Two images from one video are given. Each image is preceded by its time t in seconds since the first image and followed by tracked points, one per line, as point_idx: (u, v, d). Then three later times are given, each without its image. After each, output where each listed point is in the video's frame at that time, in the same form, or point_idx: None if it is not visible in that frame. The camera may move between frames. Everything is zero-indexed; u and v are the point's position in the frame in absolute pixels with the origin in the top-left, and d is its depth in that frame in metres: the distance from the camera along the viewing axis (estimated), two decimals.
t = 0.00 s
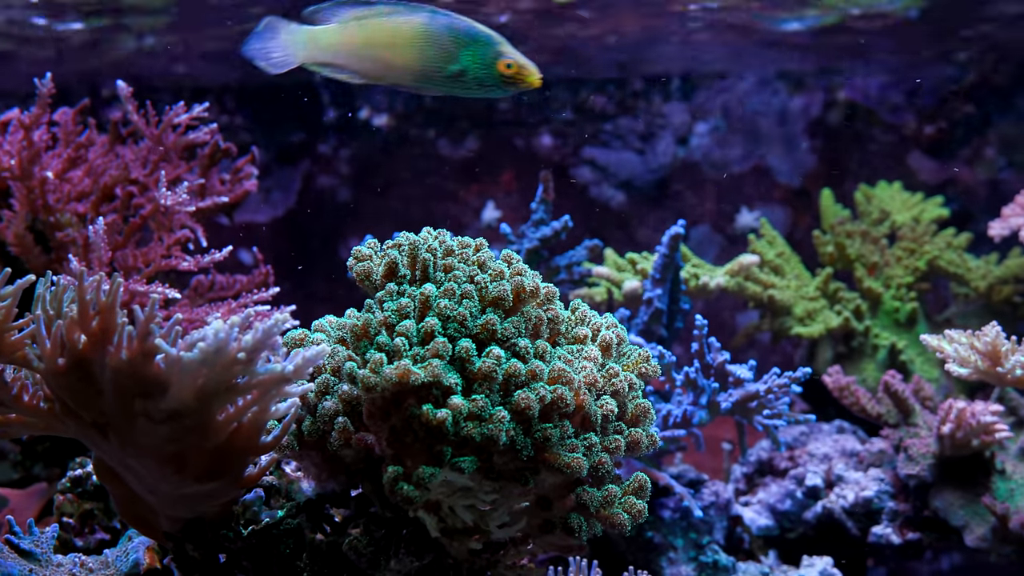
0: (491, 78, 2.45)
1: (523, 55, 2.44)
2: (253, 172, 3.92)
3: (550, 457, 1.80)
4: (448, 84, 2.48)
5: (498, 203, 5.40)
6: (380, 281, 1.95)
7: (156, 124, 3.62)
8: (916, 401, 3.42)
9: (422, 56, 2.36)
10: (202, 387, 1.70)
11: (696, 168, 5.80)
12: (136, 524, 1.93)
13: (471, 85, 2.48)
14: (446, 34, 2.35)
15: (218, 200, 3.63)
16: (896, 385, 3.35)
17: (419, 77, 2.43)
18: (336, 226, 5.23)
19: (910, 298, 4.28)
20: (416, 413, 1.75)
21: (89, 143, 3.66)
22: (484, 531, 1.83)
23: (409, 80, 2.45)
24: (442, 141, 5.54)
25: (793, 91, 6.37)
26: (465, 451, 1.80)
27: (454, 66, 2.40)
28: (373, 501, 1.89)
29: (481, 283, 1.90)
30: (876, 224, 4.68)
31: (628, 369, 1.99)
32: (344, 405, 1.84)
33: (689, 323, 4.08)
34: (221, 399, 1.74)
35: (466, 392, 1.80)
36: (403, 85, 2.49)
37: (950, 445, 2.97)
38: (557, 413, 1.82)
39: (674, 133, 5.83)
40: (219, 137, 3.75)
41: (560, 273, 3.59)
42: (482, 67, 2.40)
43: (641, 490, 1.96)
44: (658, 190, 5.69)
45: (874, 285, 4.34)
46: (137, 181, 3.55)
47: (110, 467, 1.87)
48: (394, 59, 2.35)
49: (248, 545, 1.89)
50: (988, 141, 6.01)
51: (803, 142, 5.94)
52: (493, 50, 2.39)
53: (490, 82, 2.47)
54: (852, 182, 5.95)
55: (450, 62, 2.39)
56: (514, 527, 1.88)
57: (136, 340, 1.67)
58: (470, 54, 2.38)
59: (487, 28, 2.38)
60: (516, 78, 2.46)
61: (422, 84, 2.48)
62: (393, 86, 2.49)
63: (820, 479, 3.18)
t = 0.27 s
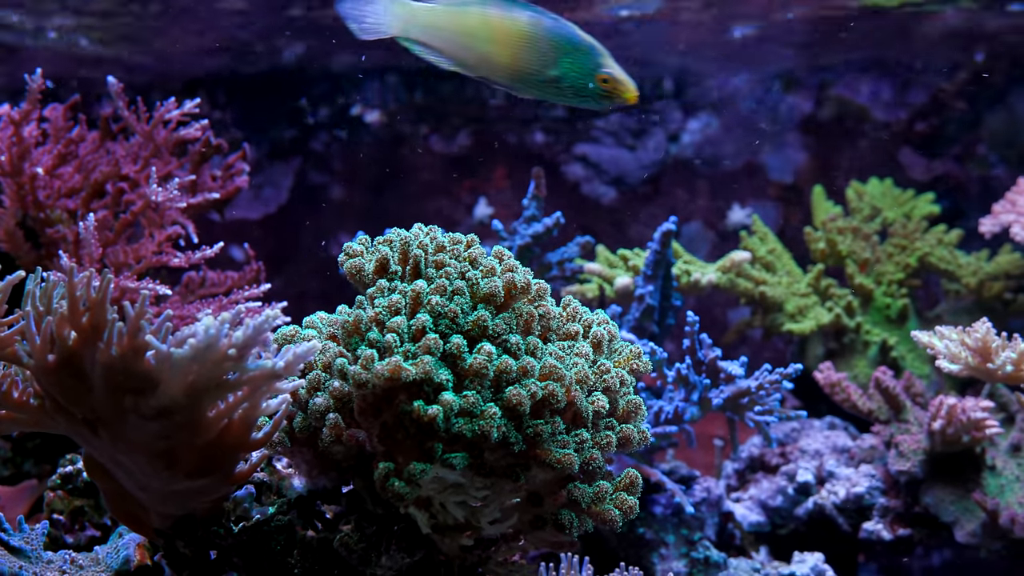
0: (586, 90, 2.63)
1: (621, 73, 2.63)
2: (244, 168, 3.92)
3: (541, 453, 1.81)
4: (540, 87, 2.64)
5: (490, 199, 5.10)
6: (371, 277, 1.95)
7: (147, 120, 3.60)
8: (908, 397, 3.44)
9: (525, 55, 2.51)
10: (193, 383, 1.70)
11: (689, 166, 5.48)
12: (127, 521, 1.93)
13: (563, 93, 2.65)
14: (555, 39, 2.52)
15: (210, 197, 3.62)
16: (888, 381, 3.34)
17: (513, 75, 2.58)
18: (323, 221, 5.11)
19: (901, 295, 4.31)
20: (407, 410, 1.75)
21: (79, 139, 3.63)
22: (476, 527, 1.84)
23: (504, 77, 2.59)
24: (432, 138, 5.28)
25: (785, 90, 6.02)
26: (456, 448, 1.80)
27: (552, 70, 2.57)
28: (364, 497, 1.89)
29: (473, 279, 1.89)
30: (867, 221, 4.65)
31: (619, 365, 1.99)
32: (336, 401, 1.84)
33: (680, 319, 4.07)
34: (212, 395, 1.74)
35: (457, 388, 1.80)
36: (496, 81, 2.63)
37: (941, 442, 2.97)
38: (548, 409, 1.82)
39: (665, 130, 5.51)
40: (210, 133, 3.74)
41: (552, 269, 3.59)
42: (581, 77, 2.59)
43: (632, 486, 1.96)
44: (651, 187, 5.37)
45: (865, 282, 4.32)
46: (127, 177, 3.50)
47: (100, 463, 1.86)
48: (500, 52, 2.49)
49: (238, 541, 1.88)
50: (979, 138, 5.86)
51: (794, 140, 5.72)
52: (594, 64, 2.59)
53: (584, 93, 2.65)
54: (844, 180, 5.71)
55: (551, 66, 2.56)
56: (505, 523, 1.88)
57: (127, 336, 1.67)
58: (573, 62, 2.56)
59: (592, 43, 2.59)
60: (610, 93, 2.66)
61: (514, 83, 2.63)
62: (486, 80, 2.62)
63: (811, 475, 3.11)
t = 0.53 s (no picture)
0: (690, 108, 3.04)
1: (723, 93, 3.02)
2: (234, 165, 3.93)
3: (532, 449, 1.81)
4: (650, 100, 3.02)
5: (482, 195, 5.15)
6: (362, 273, 1.93)
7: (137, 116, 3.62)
8: (898, 394, 3.42)
9: (647, 72, 2.91)
10: (183, 379, 1.69)
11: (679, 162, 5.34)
12: (116, 518, 1.92)
13: (671, 107, 3.04)
14: (671, 59, 2.91)
15: (201, 193, 3.61)
16: (878, 378, 3.33)
17: (626, 89, 2.96)
18: (319, 220, 5.27)
19: (892, 291, 4.21)
20: (398, 405, 1.75)
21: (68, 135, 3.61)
22: (467, 523, 1.83)
23: (618, 91, 2.98)
24: (425, 134, 5.39)
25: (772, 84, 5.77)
26: (447, 444, 1.80)
27: (663, 88, 2.97)
28: (355, 494, 1.89)
29: (464, 275, 1.89)
30: (857, 219, 4.59)
31: (611, 362, 2.00)
32: (327, 397, 1.84)
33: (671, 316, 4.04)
34: (203, 391, 1.73)
35: (448, 384, 1.79)
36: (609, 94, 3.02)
37: (931, 437, 3.00)
38: (540, 405, 1.82)
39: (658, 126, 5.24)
40: (201, 130, 3.73)
41: (543, 266, 3.55)
42: (687, 97, 2.99)
43: (624, 483, 1.96)
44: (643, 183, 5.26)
45: (857, 278, 4.21)
46: (117, 173, 3.50)
47: (90, 460, 1.85)
48: (621, 68, 2.88)
49: (228, 539, 1.89)
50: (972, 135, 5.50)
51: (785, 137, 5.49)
52: (701, 84, 2.98)
53: (687, 111, 3.06)
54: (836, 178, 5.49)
55: (665, 83, 2.95)
56: (497, 520, 1.88)
57: (117, 332, 1.66)
58: (682, 81, 2.96)
59: (702, 63, 2.97)
60: (713, 113, 3.06)
61: (627, 96, 3.00)
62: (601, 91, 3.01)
63: (802, 471, 3.08)
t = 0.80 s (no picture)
0: (826, 124, 2.68)
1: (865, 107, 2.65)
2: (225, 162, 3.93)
3: (523, 446, 1.80)
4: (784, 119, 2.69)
5: (474, 192, 5.10)
6: (353, 270, 1.93)
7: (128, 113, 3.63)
8: (889, 390, 3.32)
9: (777, 87, 2.58)
10: (173, 375, 1.68)
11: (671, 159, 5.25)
12: (107, 514, 1.91)
13: (805, 124, 2.70)
14: (803, 72, 2.58)
15: (191, 188, 3.62)
16: (869, 374, 3.26)
17: (758, 104, 2.64)
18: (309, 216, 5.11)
19: (883, 288, 4.18)
20: (388, 402, 1.74)
21: (58, 131, 3.60)
22: (457, 519, 1.84)
23: (749, 105, 2.66)
24: (416, 131, 5.23)
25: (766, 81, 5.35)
26: (438, 441, 1.80)
27: (799, 104, 2.62)
28: (346, 491, 1.88)
29: (455, 272, 1.90)
30: (849, 215, 4.45)
31: (602, 358, 1.99)
32: (317, 394, 1.83)
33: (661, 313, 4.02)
34: (193, 387, 1.73)
35: (439, 381, 1.79)
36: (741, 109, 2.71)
37: (922, 434, 2.91)
38: (530, 402, 1.82)
39: (650, 123, 5.32)
40: (192, 126, 3.74)
41: (535, 263, 3.56)
42: (826, 113, 2.64)
43: (614, 479, 1.95)
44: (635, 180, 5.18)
45: (848, 275, 4.18)
46: (108, 170, 3.50)
47: (80, 457, 1.85)
48: (748, 82, 2.57)
49: (219, 535, 1.88)
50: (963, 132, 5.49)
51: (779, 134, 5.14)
52: (836, 99, 2.63)
53: (824, 127, 2.70)
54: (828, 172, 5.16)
55: (796, 100, 2.61)
56: (488, 516, 1.88)
57: (107, 328, 1.65)
58: (816, 97, 2.62)
59: (837, 78, 2.62)
60: (850, 128, 2.68)
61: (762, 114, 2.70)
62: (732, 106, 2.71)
63: (793, 468, 3.13)
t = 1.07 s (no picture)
0: (984, 143, 2.53)
1: None
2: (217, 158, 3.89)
3: (514, 442, 1.80)
4: (937, 138, 2.60)
5: (467, 188, 5.13)
6: (344, 266, 1.93)
7: (119, 108, 3.57)
8: (880, 386, 3.31)
9: (922, 105, 2.51)
10: (164, 371, 1.68)
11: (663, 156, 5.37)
12: (98, 511, 1.91)
13: (959, 143, 2.57)
14: (959, 89, 2.45)
15: (182, 185, 3.56)
16: (860, 371, 3.24)
17: (910, 124, 2.59)
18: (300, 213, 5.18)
19: (875, 285, 4.06)
20: (380, 398, 1.74)
21: (48, 127, 3.56)
22: (448, 516, 1.84)
23: (901, 125, 2.61)
24: (409, 126, 5.27)
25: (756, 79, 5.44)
26: (429, 437, 1.80)
27: (951, 124, 2.52)
28: (337, 487, 1.88)
29: (446, 268, 1.89)
30: (840, 212, 4.43)
31: (593, 355, 2.00)
32: (308, 390, 1.82)
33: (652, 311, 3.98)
34: (183, 383, 1.73)
35: (430, 377, 1.79)
36: (893, 129, 2.68)
37: (913, 431, 2.92)
38: (522, 398, 1.82)
39: (641, 119, 5.45)
40: (183, 121, 3.66)
41: (526, 260, 3.50)
42: (978, 131, 2.50)
43: (605, 476, 1.95)
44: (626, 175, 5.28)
45: (840, 271, 4.10)
46: (99, 166, 3.45)
47: (71, 453, 1.84)
48: (896, 101, 2.55)
49: (210, 532, 1.87)
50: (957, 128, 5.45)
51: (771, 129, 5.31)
52: (994, 117, 2.45)
53: (982, 146, 2.54)
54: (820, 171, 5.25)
55: (948, 118, 2.51)
56: (479, 512, 1.88)
57: (96, 325, 1.65)
58: (972, 115, 2.48)
59: (996, 95, 2.44)
60: (1014, 148, 2.47)
61: (913, 134, 2.65)
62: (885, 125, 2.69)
63: (784, 464, 3.13)
